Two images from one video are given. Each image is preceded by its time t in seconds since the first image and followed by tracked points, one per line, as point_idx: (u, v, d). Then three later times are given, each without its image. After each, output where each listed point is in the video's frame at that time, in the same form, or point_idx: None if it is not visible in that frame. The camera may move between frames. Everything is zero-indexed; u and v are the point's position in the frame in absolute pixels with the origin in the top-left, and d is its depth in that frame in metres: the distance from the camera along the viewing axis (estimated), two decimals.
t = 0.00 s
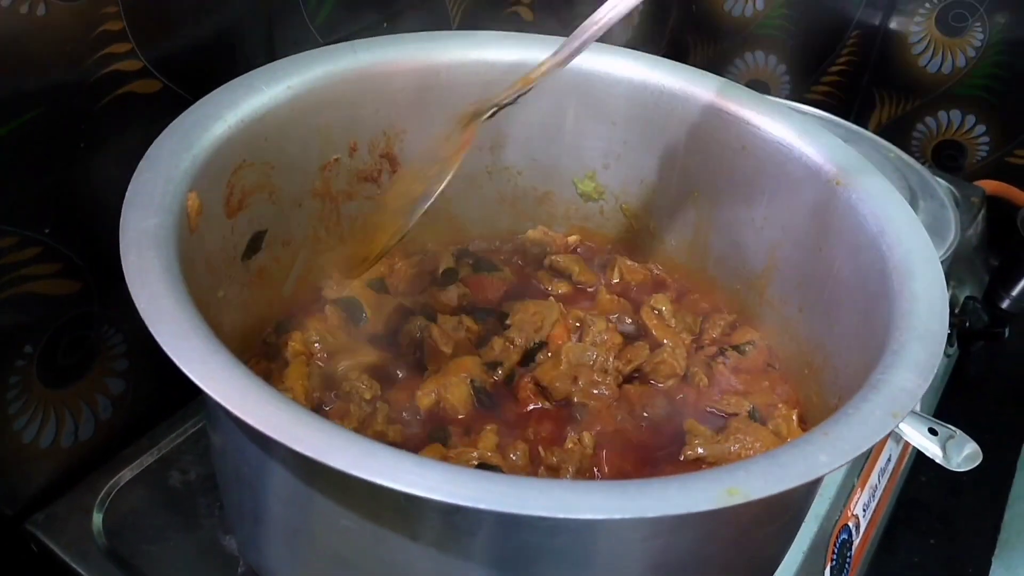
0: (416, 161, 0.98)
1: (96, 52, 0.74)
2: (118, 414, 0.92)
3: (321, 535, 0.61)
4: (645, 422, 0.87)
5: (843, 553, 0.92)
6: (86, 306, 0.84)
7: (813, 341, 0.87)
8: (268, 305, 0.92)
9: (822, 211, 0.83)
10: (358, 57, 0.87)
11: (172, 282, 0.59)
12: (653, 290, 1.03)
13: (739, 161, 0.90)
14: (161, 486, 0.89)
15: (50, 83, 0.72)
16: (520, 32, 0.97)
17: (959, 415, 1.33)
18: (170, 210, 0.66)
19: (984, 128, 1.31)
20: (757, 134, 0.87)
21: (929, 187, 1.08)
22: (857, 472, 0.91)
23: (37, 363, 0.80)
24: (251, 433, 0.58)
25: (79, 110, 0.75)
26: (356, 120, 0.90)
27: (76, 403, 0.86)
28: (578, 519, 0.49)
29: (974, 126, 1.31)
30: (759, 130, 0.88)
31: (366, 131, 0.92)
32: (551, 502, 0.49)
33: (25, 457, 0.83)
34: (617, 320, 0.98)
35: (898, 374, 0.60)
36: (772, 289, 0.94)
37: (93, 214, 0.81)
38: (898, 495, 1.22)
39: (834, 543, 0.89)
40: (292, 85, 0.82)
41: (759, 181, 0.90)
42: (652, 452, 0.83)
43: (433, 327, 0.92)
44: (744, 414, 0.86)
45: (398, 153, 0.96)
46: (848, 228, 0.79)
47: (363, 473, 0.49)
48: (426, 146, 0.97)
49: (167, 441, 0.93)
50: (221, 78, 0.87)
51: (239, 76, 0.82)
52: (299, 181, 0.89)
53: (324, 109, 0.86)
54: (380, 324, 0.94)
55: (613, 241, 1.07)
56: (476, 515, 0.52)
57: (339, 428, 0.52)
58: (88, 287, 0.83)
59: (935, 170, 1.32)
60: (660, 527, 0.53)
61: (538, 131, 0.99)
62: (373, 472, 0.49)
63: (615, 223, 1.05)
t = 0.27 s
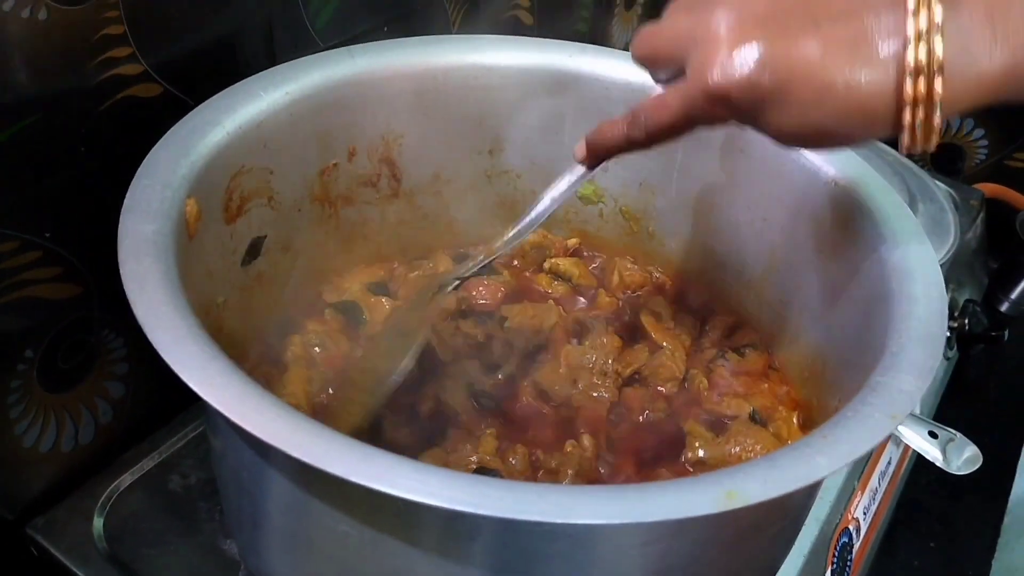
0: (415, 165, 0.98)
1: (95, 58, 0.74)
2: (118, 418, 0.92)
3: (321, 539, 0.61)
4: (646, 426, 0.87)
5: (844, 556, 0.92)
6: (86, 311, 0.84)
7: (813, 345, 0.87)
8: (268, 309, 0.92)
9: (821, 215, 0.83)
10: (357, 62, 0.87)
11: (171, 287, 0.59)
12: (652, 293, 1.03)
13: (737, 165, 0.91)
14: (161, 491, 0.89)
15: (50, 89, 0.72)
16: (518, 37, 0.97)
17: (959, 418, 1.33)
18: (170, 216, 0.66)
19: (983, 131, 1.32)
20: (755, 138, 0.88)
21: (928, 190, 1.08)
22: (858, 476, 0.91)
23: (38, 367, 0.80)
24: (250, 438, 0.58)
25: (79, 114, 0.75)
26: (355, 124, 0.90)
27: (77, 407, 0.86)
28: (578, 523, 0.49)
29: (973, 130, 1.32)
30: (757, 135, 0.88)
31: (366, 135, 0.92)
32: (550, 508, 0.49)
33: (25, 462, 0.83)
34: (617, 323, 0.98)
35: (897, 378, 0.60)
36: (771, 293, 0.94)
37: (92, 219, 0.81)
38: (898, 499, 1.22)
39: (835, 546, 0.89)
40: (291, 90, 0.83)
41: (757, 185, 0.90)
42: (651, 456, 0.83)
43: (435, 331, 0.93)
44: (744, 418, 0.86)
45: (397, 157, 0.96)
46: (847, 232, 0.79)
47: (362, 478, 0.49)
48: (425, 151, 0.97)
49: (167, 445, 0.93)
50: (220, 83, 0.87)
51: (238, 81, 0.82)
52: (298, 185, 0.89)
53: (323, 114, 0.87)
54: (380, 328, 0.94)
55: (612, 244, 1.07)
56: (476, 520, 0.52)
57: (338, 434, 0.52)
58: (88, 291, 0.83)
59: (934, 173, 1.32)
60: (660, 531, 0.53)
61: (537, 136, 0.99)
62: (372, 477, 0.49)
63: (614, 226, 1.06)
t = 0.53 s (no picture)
0: (419, 168, 0.99)
1: (103, 61, 0.74)
2: (123, 421, 0.92)
3: (329, 541, 0.62)
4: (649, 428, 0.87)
5: (847, 558, 0.92)
6: (92, 314, 0.84)
7: (817, 348, 0.87)
8: (272, 311, 0.93)
9: (825, 219, 0.84)
10: (363, 66, 0.87)
11: (181, 289, 0.60)
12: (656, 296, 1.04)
13: (741, 168, 0.91)
14: (165, 494, 0.89)
15: (58, 93, 0.72)
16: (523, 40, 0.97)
17: (960, 421, 1.33)
18: (178, 219, 0.66)
19: (982, 135, 1.32)
20: (760, 141, 0.88)
21: (930, 193, 1.08)
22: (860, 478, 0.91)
23: (43, 370, 0.80)
24: (259, 440, 0.59)
25: (86, 118, 0.75)
26: (360, 128, 0.91)
27: (82, 410, 0.86)
28: (587, 524, 0.49)
29: (972, 133, 1.32)
30: (762, 138, 0.88)
31: (371, 139, 0.93)
32: (560, 512, 0.49)
33: (31, 464, 0.83)
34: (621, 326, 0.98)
35: (903, 381, 0.60)
36: (774, 296, 0.94)
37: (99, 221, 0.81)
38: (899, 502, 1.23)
39: (840, 547, 0.88)
40: (298, 93, 0.83)
41: (761, 188, 0.90)
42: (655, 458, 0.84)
43: (432, 339, 0.92)
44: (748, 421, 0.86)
45: (402, 160, 0.97)
46: (851, 235, 0.80)
47: (373, 479, 0.50)
48: (430, 154, 0.98)
49: (171, 448, 0.93)
50: (226, 86, 0.87)
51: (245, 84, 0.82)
52: (303, 188, 0.90)
53: (328, 117, 0.87)
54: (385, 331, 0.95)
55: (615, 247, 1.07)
56: (485, 521, 0.52)
57: (348, 435, 0.52)
58: (94, 294, 0.84)
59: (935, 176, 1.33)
60: (668, 533, 0.53)
61: (541, 139, 0.99)
62: (383, 478, 0.50)
63: (617, 229, 1.06)
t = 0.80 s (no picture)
0: (418, 169, 0.99)
1: (102, 61, 0.74)
2: (122, 421, 0.92)
3: (328, 542, 0.61)
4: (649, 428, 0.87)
5: (845, 561, 0.91)
6: (91, 314, 0.84)
7: (815, 349, 0.87)
8: (271, 311, 0.93)
9: (824, 220, 0.84)
10: (362, 66, 0.87)
11: (180, 289, 0.60)
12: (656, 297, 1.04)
13: (741, 169, 0.91)
14: (164, 494, 0.89)
15: (57, 93, 0.72)
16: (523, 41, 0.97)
17: (959, 422, 1.33)
18: (177, 219, 0.66)
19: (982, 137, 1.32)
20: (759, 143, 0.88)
21: (929, 195, 1.08)
22: (859, 479, 0.91)
23: (42, 370, 0.80)
24: (257, 440, 0.59)
25: (85, 118, 0.75)
26: (359, 128, 0.91)
27: (81, 410, 0.86)
28: (584, 525, 0.49)
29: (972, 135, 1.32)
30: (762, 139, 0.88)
31: (370, 139, 0.93)
32: (557, 511, 0.49)
33: (30, 465, 0.83)
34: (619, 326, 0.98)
35: (901, 382, 0.60)
36: (773, 297, 0.94)
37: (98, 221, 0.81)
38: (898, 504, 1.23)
39: (838, 549, 0.89)
40: (297, 93, 0.83)
41: (761, 190, 0.90)
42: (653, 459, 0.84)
43: (432, 340, 0.93)
44: (746, 422, 0.86)
45: (401, 161, 0.97)
46: (851, 237, 0.80)
47: (369, 480, 0.50)
48: (429, 155, 0.98)
49: (170, 448, 0.93)
50: (225, 86, 0.87)
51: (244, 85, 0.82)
52: (302, 189, 0.90)
53: (328, 118, 0.87)
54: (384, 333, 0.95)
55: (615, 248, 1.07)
56: (483, 522, 0.52)
57: (346, 435, 0.52)
58: (93, 294, 0.84)
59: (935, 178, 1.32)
60: (666, 534, 0.53)
61: (540, 140, 0.99)
62: (381, 479, 0.50)
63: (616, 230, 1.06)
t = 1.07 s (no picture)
0: (416, 171, 0.99)
1: (100, 64, 0.75)
2: (120, 422, 0.92)
3: (326, 543, 0.61)
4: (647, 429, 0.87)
5: (843, 561, 0.92)
6: (89, 316, 0.84)
7: (811, 350, 0.87)
8: (269, 313, 0.93)
9: (820, 222, 0.84)
10: (359, 68, 0.88)
11: (177, 290, 0.60)
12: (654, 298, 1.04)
13: (738, 170, 0.91)
14: (162, 495, 0.89)
15: (55, 95, 0.72)
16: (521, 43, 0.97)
17: (957, 423, 1.33)
18: (174, 220, 0.66)
19: (979, 139, 1.32)
20: (755, 145, 0.88)
21: (926, 196, 1.08)
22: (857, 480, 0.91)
23: (40, 372, 0.80)
24: (254, 441, 0.59)
25: (83, 120, 0.75)
26: (357, 130, 0.91)
27: (79, 412, 0.86)
28: (580, 525, 0.49)
29: (970, 137, 1.32)
30: (758, 141, 0.88)
31: (368, 141, 0.93)
32: (553, 510, 0.50)
33: (28, 466, 0.83)
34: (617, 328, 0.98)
35: (896, 383, 0.60)
36: (770, 298, 0.94)
37: (96, 223, 0.81)
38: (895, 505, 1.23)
39: (834, 551, 0.90)
40: (294, 95, 0.83)
41: (757, 192, 0.91)
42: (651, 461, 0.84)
43: (428, 341, 0.92)
44: (743, 423, 0.86)
45: (399, 163, 0.97)
46: (847, 238, 0.80)
47: (366, 480, 0.50)
48: (427, 157, 0.98)
49: (168, 450, 0.93)
50: (223, 88, 0.87)
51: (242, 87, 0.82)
52: (300, 190, 0.90)
53: (325, 120, 0.87)
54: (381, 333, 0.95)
55: (613, 250, 1.08)
56: (479, 522, 0.52)
57: (343, 436, 0.52)
58: (91, 296, 0.84)
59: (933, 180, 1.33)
60: (662, 534, 0.53)
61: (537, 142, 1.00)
62: (377, 480, 0.50)
63: (614, 232, 1.06)
